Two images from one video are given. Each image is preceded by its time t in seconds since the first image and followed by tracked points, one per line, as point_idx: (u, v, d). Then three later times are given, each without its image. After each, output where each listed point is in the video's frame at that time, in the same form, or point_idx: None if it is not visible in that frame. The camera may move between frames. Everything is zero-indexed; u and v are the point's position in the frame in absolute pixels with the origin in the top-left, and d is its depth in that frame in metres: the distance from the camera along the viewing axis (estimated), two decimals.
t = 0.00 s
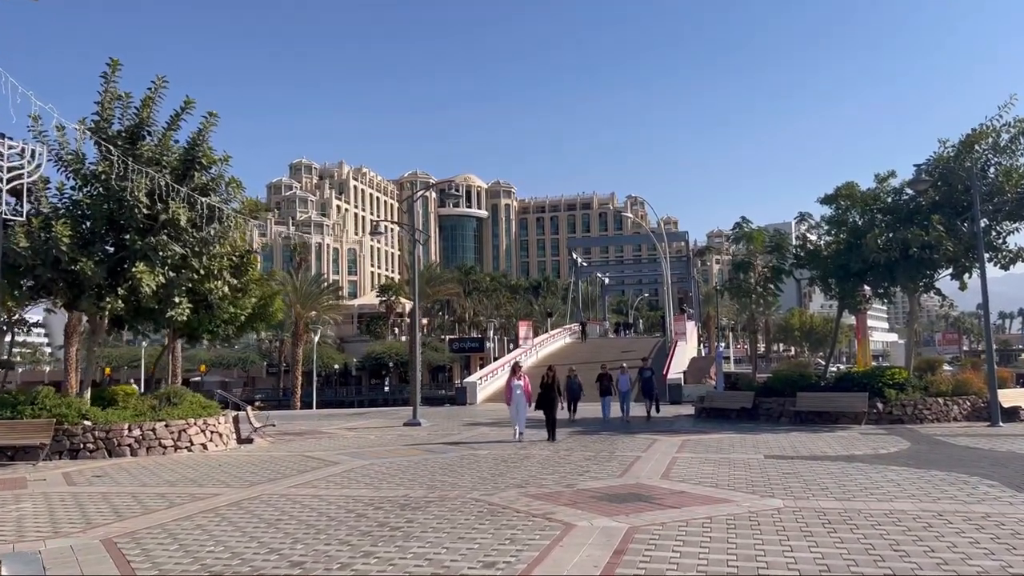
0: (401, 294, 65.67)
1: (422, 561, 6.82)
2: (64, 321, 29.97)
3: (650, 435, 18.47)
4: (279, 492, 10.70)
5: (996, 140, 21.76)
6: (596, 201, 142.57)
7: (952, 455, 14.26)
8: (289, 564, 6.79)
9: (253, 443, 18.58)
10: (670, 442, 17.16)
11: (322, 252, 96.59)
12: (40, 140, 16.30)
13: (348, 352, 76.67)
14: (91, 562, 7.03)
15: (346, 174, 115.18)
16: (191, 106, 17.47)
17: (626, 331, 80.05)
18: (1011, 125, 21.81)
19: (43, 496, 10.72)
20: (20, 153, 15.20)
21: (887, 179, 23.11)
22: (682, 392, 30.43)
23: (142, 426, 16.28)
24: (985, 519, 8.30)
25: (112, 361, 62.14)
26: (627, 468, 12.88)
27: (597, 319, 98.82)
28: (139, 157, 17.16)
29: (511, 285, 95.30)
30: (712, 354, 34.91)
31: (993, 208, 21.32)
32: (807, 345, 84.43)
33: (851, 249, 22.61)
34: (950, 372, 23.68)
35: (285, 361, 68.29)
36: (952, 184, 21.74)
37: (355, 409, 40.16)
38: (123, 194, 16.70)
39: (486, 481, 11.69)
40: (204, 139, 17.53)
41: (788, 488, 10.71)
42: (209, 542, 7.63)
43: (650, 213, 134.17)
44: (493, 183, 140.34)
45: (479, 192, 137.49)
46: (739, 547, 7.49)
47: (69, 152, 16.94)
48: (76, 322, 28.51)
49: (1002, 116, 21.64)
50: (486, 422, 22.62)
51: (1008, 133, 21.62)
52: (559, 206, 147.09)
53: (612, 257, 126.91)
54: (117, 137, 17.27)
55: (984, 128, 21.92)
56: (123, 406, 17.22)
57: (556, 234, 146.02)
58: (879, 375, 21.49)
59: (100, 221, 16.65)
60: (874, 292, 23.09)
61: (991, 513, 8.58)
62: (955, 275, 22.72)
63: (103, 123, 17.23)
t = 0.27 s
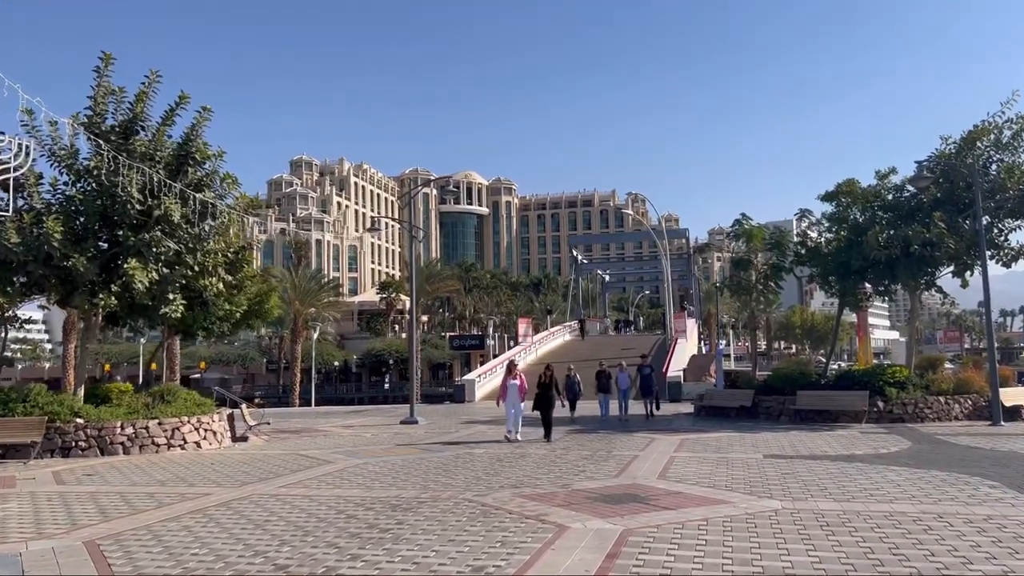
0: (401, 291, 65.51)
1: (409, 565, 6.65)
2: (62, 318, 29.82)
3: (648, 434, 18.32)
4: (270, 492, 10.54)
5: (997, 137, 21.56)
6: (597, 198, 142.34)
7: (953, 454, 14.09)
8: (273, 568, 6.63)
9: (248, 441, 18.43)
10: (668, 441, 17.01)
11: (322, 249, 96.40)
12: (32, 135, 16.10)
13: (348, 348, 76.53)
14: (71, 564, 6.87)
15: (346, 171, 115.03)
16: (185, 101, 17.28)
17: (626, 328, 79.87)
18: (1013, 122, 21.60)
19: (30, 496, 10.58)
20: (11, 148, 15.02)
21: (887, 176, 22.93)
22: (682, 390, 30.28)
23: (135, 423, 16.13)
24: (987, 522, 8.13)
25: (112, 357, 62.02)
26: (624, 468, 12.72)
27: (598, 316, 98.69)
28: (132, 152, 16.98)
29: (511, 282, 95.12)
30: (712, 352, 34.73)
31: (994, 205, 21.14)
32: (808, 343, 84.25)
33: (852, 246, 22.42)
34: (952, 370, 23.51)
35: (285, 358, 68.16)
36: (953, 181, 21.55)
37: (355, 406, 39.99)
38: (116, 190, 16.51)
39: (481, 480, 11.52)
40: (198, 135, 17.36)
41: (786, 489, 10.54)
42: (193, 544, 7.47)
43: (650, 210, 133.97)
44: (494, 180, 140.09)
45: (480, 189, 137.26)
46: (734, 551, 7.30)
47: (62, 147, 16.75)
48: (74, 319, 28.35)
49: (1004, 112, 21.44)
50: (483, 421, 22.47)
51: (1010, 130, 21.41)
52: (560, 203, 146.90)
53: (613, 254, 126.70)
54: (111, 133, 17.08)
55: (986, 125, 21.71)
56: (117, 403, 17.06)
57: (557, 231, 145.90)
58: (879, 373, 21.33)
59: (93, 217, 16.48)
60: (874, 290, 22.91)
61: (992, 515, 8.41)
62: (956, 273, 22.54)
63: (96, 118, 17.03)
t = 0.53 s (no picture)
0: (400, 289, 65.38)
1: (393, 569, 6.51)
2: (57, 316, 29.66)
3: (644, 433, 18.20)
4: (258, 492, 10.41)
5: (997, 135, 21.39)
6: (596, 197, 142.19)
7: (952, 454, 13.95)
8: (254, 571, 6.49)
9: (241, 440, 18.29)
10: (664, 440, 16.88)
11: (321, 247, 96.26)
12: (22, 131, 15.94)
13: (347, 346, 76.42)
14: (48, 567, 6.74)
15: (346, 168, 114.84)
16: (178, 96, 17.13)
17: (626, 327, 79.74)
18: (1014, 119, 21.43)
19: (16, 496, 10.45)
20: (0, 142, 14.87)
21: (886, 174, 22.77)
22: (679, 389, 30.14)
23: (125, 422, 15.99)
24: (985, 524, 7.97)
25: (110, 355, 61.88)
26: (618, 468, 12.59)
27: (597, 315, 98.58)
28: (123, 148, 16.82)
29: (511, 280, 94.98)
30: (710, 351, 34.58)
31: (994, 203, 20.97)
32: (807, 342, 84.15)
33: (851, 245, 22.25)
34: (950, 370, 23.37)
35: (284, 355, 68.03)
36: (953, 179, 21.39)
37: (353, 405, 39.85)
38: (107, 186, 16.36)
39: (473, 481, 11.38)
40: (190, 131, 17.22)
41: (781, 490, 10.41)
42: (174, 546, 7.33)
43: (650, 208, 133.82)
44: (494, 178, 139.94)
45: (480, 187, 137.09)
46: (726, 554, 7.15)
47: (53, 143, 16.60)
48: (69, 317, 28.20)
49: (1004, 110, 21.27)
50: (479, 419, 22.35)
51: (1010, 128, 21.24)
52: (560, 201, 146.75)
53: (612, 252, 126.59)
54: (102, 128, 16.93)
55: (986, 123, 21.53)
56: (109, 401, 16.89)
57: (557, 229, 145.78)
58: (878, 372, 21.18)
59: (84, 214, 16.32)
60: (873, 289, 22.75)
61: (989, 518, 8.26)
62: (955, 272, 22.37)
63: (88, 113, 16.87)
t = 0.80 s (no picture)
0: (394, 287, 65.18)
1: (368, 571, 6.37)
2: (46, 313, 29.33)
3: (634, 432, 18.07)
4: (239, 491, 10.26)
5: (991, 134, 21.31)
6: (592, 196, 142.09)
7: (942, 455, 13.86)
8: (226, 572, 6.33)
9: (228, 438, 18.12)
10: (654, 440, 16.76)
11: (315, 245, 95.99)
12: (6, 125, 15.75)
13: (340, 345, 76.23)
14: (15, 567, 6.57)
15: (340, 166, 114.50)
16: (164, 91, 16.96)
17: (620, 326, 79.67)
18: (1007, 118, 21.36)
19: None
20: None
21: (879, 172, 22.69)
22: (671, 388, 30.05)
23: (110, 419, 15.79)
24: (974, 526, 7.86)
25: (101, 352, 61.54)
26: (606, 467, 12.47)
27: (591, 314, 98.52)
28: (109, 143, 16.63)
29: (505, 279, 94.83)
30: (703, 350, 34.46)
31: (987, 202, 20.89)
32: (801, 342, 84.18)
33: (843, 244, 22.18)
34: (943, 370, 23.29)
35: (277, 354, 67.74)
36: (945, 177, 21.32)
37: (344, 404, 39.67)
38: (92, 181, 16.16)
39: (458, 480, 11.23)
40: (177, 126, 17.05)
41: (769, 490, 10.28)
42: (147, 546, 7.17)
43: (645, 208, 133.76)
44: (489, 177, 139.77)
45: (475, 185, 136.90)
46: (709, 557, 7.02)
47: (38, 138, 16.40)
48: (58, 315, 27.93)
49: (997, 109, 21.19)
50: (469, 418, 22.20)
51: (1003, 127, 21.16)
52: (555, 200, 146.62)
53: (608, 251, 126.56)
54: (88, 123, 16.74)
55: (979, 122, 21.45)
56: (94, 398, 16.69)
57: (552, 228, 145.69)
58: (870, 372, 21.09)
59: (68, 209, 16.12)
60: (865, 288, 22.67)
61: (979, 519, 8.14)
62: (948, 271, 22.30)
63: (73, 108, 16.69)
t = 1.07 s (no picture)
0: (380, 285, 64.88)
1: None
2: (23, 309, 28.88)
3: (616, 432, 17.96)
4: (210, 492, 10.05)
5: (975, 135, 21.30)
6: (580, 195, 142.05)
7: (923, 455, 13.81)
8: None
9: (205, 437, 17.88)
10: (636, 440, 16.65)
11: (302, 242, 95.45)
12: None
13: (326, 343, 75.84)
14: None
15: (328, 163, 113.96)
16: (142, 84, 16.67)
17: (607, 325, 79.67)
18: (991, 118, 21.36)
19: None
20: None
21: (863, 173, 22.66)
22: (656, 388, 29.99)
23: (83, 418, 15.51)
24: (952, 529, 7.76)
25: (84, 348, 60.93)
26: (585, 468, 12.34)
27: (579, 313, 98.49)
28: (84, 137, 16.35)
29: (493, 278, 94.65)
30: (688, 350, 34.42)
31: (971, 203, 20.87)
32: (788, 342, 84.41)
33: (827, 244, 22.14)
34: (926, 370, 23.30)
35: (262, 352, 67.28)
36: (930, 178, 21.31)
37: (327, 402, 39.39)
38: (67, 175, 15.88)
39: (435, 481, 11.07)
40: (154, 119, 16.80)
41: (748, 492, 10.17)
42: (108, 548, 6.97)
43: (634, 207, 133.82)
44: (478, 175, 139.51)
45: (463, 184, 136.59)
46: (683, 561, 6.87)
47: (12, 131, 16.11)
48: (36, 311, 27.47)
49: (981, 110, 21.19)
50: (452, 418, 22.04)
51: (987, 127, 21.16)
52: (544, 199, 146.53)
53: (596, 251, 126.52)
54: (63, 115, 16.46)
55: (963, 123, 21.44)
56: (68, 396, 16.37)
57: (540, 227, 145.63)
58: (853, 372, 21.06)
59: (42, 203, 15.87)
60: (849, 288, 22.64)
61: (957, 522, 8.05)
62: (931, 272, 22.30)
63: (48, 100, 16.41)
